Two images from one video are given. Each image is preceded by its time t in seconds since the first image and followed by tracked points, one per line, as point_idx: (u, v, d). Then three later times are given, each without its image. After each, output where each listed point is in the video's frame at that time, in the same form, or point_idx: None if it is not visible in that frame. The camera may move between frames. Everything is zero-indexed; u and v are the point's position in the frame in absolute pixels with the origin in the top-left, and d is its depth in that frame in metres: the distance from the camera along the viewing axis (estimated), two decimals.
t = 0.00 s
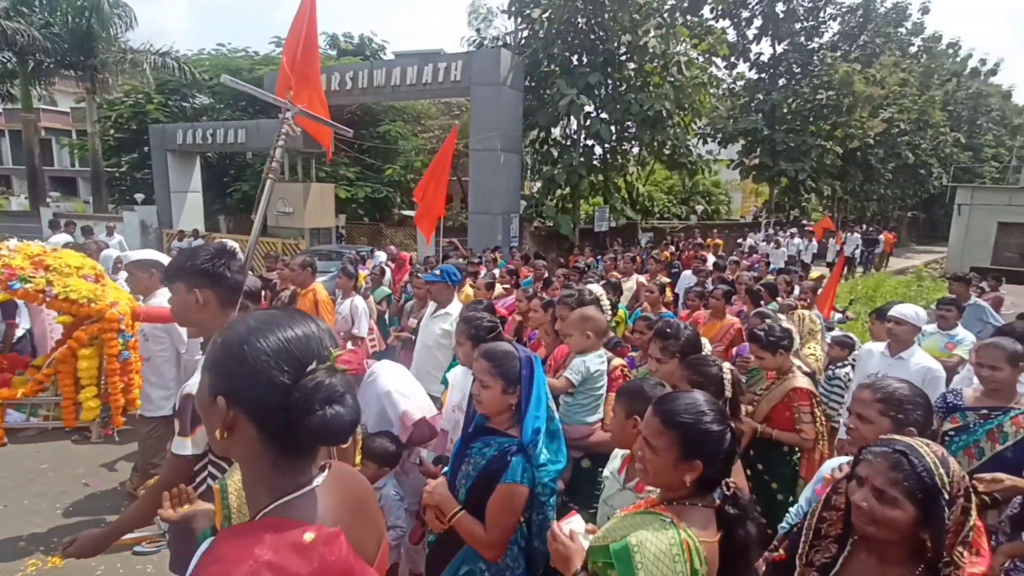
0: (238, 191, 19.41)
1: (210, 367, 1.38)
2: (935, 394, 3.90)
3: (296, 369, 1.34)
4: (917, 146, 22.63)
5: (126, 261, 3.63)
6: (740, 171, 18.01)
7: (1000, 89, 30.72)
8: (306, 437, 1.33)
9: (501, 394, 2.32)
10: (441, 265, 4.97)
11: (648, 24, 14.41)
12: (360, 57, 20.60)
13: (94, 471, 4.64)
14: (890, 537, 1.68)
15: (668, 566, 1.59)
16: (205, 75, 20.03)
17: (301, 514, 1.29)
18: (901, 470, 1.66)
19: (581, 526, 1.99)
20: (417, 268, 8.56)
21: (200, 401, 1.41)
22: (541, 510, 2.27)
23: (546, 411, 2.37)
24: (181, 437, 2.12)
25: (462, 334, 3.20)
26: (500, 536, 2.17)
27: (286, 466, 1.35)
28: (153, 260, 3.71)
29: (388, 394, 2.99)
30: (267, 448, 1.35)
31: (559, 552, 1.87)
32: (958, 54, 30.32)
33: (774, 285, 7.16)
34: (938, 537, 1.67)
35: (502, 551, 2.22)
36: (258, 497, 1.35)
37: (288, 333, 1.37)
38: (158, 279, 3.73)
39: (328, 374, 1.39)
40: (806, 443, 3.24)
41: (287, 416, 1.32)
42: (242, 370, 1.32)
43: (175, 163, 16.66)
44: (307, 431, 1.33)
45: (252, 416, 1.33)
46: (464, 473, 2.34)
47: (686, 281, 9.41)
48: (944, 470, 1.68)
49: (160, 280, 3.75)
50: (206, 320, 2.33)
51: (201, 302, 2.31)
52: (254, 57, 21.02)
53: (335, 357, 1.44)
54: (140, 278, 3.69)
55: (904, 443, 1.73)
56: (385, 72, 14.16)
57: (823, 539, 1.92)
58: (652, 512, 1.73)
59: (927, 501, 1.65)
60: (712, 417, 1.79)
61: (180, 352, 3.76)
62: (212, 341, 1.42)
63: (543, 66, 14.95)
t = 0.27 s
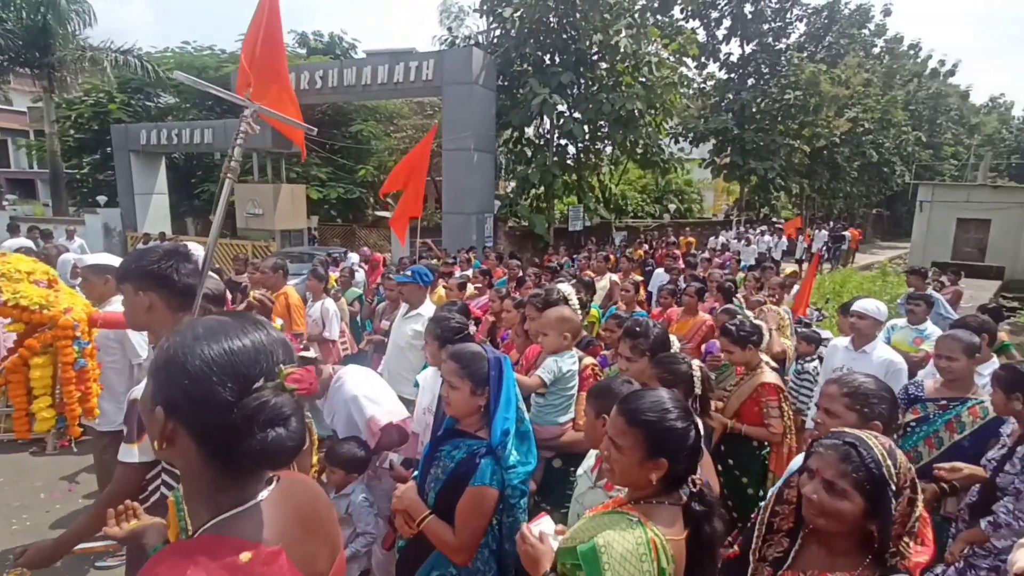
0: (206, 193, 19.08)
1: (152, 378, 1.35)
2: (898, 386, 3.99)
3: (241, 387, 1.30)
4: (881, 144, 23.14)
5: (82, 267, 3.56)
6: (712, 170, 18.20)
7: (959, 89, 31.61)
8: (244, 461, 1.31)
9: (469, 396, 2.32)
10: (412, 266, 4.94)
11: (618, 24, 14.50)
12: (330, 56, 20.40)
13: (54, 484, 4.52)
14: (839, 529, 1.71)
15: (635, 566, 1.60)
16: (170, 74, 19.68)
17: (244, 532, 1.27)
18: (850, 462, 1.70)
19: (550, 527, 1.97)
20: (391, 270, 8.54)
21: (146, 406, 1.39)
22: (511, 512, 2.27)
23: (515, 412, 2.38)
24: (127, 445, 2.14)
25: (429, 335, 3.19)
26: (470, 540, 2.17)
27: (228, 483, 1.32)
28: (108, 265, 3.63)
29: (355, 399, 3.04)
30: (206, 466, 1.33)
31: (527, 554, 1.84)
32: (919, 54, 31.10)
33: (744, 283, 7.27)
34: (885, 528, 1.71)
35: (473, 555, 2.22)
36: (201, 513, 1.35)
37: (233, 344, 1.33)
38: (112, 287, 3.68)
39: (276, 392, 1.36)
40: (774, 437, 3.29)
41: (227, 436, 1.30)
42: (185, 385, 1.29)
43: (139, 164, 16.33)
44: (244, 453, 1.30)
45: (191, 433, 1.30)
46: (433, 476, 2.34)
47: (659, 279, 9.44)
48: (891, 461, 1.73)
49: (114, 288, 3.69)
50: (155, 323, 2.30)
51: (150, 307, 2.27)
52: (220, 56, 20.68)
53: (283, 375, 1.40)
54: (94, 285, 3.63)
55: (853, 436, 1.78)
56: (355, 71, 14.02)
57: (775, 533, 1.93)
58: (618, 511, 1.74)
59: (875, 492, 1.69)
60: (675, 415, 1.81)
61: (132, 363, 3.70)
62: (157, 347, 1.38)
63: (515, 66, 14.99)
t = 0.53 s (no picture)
0: (169, 191, 18.66)
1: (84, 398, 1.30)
2: (856, 381, 4.10)
3: (179, 399, 1.28)
4: (844, 144, 23.65)
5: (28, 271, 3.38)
6: (681, 168, 18.39)
7: (916, 90, 32.52)
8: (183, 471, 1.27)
9: (434, 400, 2.31)
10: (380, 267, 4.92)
11: (588, 23, 14.55)
12: (297, 52, 20.10)
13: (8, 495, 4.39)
14: (779, 526, 1.77)
15: (596, 568, 1.62)
16: (130, 69, 19.18)
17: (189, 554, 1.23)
18: (789, 460, 1.74)
19: (516, 531, 1.98)
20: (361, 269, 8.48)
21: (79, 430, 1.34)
22: (479, 516, 2.28)
23: (482, 415, 2.38)
24: (66, 452, 2.11)
25: (395, 338, 3.16)
26: (436, 546, 2.17)
27: (169, 501, 1.29)
28: (59, 270, 3.41)
29: (322, 402, 3.04)
30: (146, 485, 1.29)
31: (493, 559, 1.85)
32: (879, 56, 31.90)
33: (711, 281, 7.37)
34: (823, 523, 1.76)
35: (439, 561, 2.21)
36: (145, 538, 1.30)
37: (170, 358, 1.31)
38: (62, 292, 3.41)
39: (217, 403, 1.33)
40: (739, 433, 3.34)
41: (165, 450, 1.26)
42: (119, 399, 1.25)
43: (98, 162, 15.90)
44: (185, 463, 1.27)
45: (128, 451, 1.26)
46: (399, 482, 2.34)
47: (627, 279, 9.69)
48: (829, 458, 1.77)
49: (66, 292, 3.43)
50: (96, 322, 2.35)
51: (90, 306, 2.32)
52: (182, 50, 20.22)
53: (224, 386, 1.37)
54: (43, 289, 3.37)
55: (794, 433, 1.82)
56: (323, 67, 13.82)
57: (721, 531, 1.96)
58: (581, 514, 1.75)
59: (813, 489, 1.74)
60: (635, 417, 1.81)
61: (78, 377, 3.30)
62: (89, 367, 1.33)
63: (486, 64, 14.98)
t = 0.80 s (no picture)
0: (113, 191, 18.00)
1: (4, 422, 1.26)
2: (804, 372, 4.22)
3: (102, 410, 1.23)
4: (794, 141, 24.28)
5: None
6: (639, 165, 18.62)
7: (859, 89, 33.65)
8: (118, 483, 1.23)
9: (388, 406, 2.29)
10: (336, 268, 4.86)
11: (544, 21, 14.58)
12: (248, 47, 19.64)
13: None
14: (732, 518, 1.80)
15: (548, 572, 1.62)
16: (70, 64, 18.43)
17: None
18: (739, 453, 1.79)
19: (472, 536, 1.97)
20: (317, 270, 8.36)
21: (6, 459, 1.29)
22: (434, 522, 2.29)
23: (436, 420, 2.38)
24: None
25: (350, 343, 3.13)
26: (390, 555, 2.16)
27: (103, 524, 1.25)
28: None
29: (274, 408, 3.00)
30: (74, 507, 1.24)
31: (448, 565, 1.83)
32: (824, 56, 32.88)
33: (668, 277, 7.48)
34: (772, 514, 1.80)
35: (395, 567, 2.21)
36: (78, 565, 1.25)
37: (93, 374, 1.26)
38: None
39: (142, 410, 1.29)
40: (695, 427, 3.40)
41: (88, 465, 1.20)
42: (35, 420, 1.20)
43: (36, 161, 15.27)
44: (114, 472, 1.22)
45: (50, 473, 1.21)
46: (354, 490, 2.32)
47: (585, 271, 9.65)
48: (777, 451, 1.82)
49: None
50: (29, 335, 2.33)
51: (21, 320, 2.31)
52: (126, 44, 19.52)
53: (151, 394, 1.32)
54: None
55: (742, 427, 1.86)
56: (276, 63, 13.53)
57: (679, 526, 2.00)
58: (534, 518, 1.76)
59: (762, 481, 1.78)
60: (587, 420, 1.83)
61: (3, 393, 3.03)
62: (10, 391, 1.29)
63: (442, 61, 14.91)
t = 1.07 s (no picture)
0: (69, 191, 17.47)
1: None
2: (771, 368, 4.29)
3: (46, 419, 1.21)
4: (758, 141, 24.69)
5: None
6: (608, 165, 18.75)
7: (820, 90, 34.41)
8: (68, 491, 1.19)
9: (355, 411, 2.27)
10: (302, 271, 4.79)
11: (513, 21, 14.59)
12: (211, 45, 19.24)
13: None
14: (711, 512, 1.82)
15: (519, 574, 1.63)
16: (22, 60, 17.84)
17: None
18: (719, 446, 1.81)
19: (443, 540, 1.96)
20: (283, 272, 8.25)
21: None
22: (405, 527, 2.28)
23: (405, 423, 2.37)
24: None
25: (317, 346, 3.10)
26: (359, 562, 2.14)
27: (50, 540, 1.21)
28: None
29: (239, 413, 2.95)
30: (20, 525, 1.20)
31: (419, 570, 1.83)
32: (786, 58, 33.56)
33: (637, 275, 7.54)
34: (750, 508, 1.82)
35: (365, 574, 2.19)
36: None
37: (33, 388, 1.24)
38: None
39: (88, 416, 1.26)
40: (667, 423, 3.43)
41: (34, 477, 1.17)
42: None
43: None
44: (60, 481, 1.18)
45: None
46: (321, 497, 2.29)
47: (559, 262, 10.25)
48: (757, 445, 1.85)
49: None
50: None
51: None
52: (82, 40, 18.95)
53: (96, 401, 1.31)
54: None
55: (724, 422, 1.89)
56: (239, 61, 13.28)
57: (661, 522, 2.02)
58: (505, 521, 1.76)
59: (740, 475, 1.81)
60: (557, 419, 1.84)
61: None
62: None
63: (410, 60, 14.85)
